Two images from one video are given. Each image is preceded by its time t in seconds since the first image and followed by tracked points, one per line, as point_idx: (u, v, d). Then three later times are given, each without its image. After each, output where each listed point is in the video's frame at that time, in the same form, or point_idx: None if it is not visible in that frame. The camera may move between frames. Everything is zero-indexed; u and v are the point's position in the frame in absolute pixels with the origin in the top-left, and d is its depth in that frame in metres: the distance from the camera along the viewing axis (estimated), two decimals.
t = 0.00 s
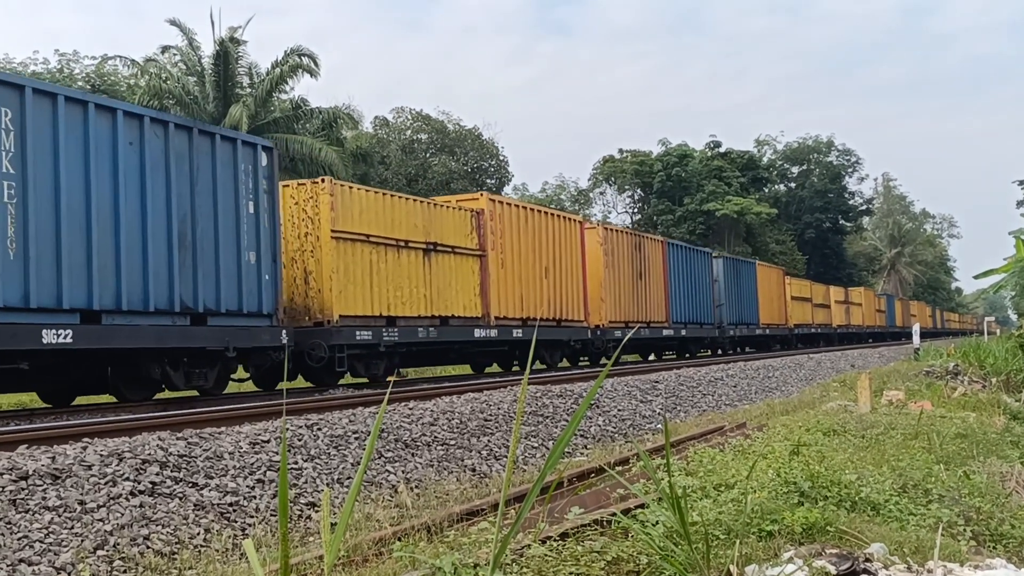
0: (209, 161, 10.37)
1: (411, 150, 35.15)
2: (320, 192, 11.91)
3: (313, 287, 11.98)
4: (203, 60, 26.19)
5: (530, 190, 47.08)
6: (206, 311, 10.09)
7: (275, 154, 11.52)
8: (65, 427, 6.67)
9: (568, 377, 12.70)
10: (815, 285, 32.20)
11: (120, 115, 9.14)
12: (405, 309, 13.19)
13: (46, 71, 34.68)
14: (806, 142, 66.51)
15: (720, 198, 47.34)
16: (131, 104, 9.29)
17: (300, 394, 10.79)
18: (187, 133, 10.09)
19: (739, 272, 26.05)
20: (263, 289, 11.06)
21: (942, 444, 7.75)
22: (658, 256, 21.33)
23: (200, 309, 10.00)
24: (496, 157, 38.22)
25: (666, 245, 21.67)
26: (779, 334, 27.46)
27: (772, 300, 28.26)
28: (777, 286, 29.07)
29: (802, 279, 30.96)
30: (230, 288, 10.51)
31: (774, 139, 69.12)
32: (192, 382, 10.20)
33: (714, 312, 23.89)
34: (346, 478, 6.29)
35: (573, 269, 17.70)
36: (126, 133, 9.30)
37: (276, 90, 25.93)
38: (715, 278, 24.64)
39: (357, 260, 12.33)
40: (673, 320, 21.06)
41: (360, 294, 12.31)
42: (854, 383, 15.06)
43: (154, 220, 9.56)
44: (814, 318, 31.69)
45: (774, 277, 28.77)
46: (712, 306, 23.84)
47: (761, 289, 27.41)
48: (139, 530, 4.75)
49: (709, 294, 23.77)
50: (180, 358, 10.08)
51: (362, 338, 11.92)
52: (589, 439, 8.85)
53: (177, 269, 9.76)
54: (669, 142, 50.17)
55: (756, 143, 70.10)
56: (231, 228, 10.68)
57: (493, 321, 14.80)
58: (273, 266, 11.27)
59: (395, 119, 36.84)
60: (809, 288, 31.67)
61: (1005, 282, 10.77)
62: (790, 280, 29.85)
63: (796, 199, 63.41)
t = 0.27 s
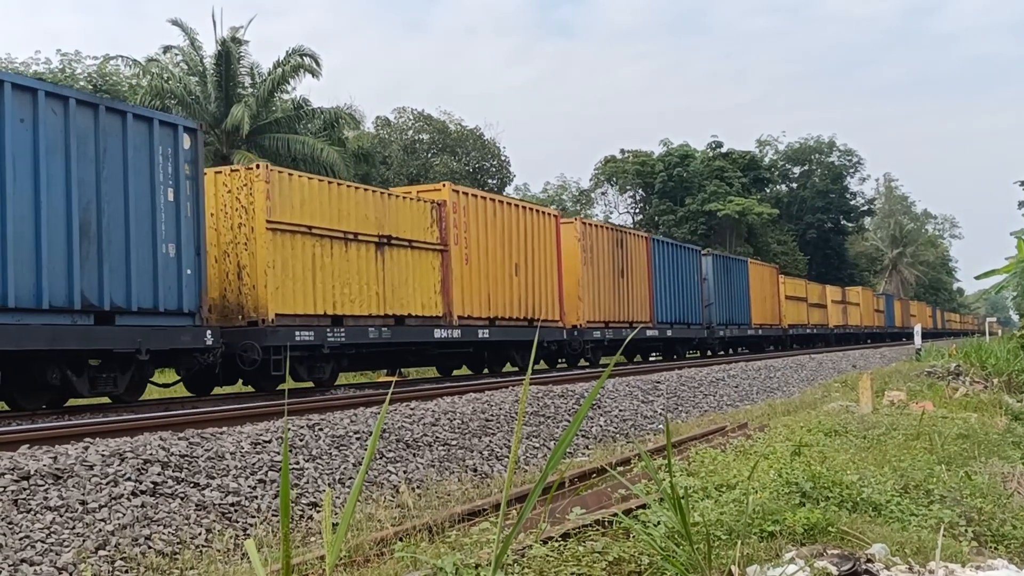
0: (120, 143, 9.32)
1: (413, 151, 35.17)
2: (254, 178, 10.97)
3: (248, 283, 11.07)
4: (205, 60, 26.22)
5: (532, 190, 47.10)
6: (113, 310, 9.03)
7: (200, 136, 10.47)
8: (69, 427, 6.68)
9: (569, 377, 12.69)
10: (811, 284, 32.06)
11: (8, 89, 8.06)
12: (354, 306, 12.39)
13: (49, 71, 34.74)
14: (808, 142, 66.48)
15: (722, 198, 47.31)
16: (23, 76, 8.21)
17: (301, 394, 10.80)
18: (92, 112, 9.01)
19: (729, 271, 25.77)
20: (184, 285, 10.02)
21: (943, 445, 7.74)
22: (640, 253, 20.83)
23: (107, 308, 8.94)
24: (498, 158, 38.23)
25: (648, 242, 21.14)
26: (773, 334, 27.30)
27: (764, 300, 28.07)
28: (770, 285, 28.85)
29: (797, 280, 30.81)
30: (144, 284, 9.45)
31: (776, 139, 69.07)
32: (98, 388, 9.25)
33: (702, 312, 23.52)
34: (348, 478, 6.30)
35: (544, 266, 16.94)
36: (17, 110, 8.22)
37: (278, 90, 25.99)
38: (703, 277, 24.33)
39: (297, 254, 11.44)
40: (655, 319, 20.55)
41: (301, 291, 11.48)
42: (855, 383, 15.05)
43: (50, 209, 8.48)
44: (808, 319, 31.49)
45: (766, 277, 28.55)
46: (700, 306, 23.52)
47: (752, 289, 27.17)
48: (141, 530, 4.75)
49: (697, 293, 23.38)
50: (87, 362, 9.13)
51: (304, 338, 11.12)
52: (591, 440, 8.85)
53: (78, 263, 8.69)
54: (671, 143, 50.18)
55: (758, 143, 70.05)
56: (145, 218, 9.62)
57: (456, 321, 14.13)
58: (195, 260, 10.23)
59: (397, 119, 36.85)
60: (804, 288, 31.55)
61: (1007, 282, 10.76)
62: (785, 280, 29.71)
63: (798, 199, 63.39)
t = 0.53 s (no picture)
0: (15, 122, 8.43)
1: (411, 150, 35.17)
2: (178, 162, 10.05)
3: (170, 278, 10.12)
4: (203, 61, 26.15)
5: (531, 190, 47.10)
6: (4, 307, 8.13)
7: (112, 117, 9.61)
8: (68, 426, 6.68)
9: (568, 376, 12.68)
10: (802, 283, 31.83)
11: None
12: (297, 304, 11.50)
13: (48, 71, 34.73)
14: (807, 141, 66.47)
15: (721, 197, 47.31)
16: None
17: (301, 394, 10.80)
18: None
19: (716, 269, 25.24)
20: (91, 281, 9.13)
21: (942, 444, 7.74)
22: (620, 249, 20.07)
23: None
24: (497, 157, 38.24)
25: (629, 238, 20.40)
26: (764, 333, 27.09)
27: (753, 298, 27.71)
28: (759, 284, 28.43)
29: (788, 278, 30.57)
30: (41, 280, 8.57)
31: (775, 138, 69.07)
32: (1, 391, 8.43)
33: (688, 310, 22.91)
34: (347, 478, 6.30)
35: (511, 262, 16.06)
36: None
37: (277, 90, 25.98)
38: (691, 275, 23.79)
39: (229, 247, 10.59)
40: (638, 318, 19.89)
41: (230, 286, 10.57)
42: (855, 382, 15.06)
43: None
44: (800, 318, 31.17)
45: (755, 275, 28.15)
46: (686, 304, 22.94)
47: (741, 287, 26.73)
48: (140, 530, 4.75)
49: (682, 290, 22.78)
50: None
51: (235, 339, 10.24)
52: (590, 439, 8.85)
53: None
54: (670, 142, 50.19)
55: (756, 142, 70.04)
56: (44, 206, 8.73)
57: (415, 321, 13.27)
58: (104, 253, 9.35)
59: (396, 118, 36.84)
60: (797, 287, 31.42)
61: (1006, 281, 10.76)
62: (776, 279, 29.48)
63: (796, 198, 63.42)
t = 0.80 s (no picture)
0: None
1: (411, 153, 35.17)
2: (94, 149, 9.17)
3: (83, 275, 9.23)
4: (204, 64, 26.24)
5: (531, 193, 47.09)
6: None
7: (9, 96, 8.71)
8: (68, 429, 6.68)
9: (568, 379, 12.67)
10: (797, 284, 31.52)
11: None
12: (234, 305, 10.61)
13: (47, 74, 34.72)
14: (806, 145, 66.47)
15: (721, 200, 47.30)
16: None
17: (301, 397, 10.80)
18: None
19: (705, 270, 24.65)
20: None
21: (942, 447, 7.74)
22: (599, 248, 19.29)
23: None
24: (497, 160, 38.25)
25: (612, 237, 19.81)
26: (757, 336, 26.77)
27: (744, 301, 27.26)
28: (749, 286, 27.91)
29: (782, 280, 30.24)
30: None
31: (775, 141, 69.13)
32: None
33: (674, 312, 22.25)
34: (347, 481, 6.30)
35: (478, 260, 15.16)
36: None
37: (277, 93, 26.00)
38: (679, 276, 23.29)
39: (152, 244, 9.67)
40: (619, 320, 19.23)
41: (153, 284, 9.66)
42: (855, 385, 15.07)
43: None
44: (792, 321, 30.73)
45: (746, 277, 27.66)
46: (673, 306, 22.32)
47: (730, 290, 26.20)
48: (140, 533, 4.74)
49: (667, 291, 22.11)
50: None
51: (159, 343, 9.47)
52: (589, 442, 8.85)
53: None
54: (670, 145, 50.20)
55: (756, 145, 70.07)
56: None
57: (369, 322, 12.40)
58: None
59: (396, 121, 36.84)
60: (791, 288, 31.09)
61: (1006, 284, 10.76)
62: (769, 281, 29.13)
63: (796, 202, 63.43)
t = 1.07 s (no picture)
0: None
1: (405, 156, 35.15)
2: None
3: None
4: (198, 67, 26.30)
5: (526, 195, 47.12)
6: None
7: None
8: (63, 434, 6.65)
9: (564, 381, 12.67)
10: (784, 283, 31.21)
11: None
12: (141, 309, 9.23)
13: (40, 78, 34.62)
14: (801, 145, 66.61)
15: (715, 201, 47.38)
16: None
17: (297, 401, 10.79)
18: None
19: (688, 269, 24.01)
20: None
21: (938, 447, 7.76)
22: (570, 246, 18.24)
23: None
24: (492, 162, 38.26)
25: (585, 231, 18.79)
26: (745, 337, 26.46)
27: (731, 300, 26.79)
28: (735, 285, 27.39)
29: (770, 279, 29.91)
30: None
31: (769, 142, 69.31)
32: None
33: (653, 312, 21.45)
34: (343, 484, 6.29)
35: (433, 258, 13.86)
36: None
37: (271, 96, 26.02)
38: (659, 274, 22.57)
39: (38, 238, 8.29)
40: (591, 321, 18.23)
41: (40, 284, 8.29)
42: (850, 386, 15.11)
43: None
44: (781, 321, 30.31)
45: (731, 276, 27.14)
46: (654, 306, 21.59)
47: (715, 289, 25.65)
48: (136, 538, 4.72)
49: (646, 291, 21.28)
50: None
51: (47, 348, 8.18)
52: (585, 444, 8.85)
53: None
54: (664, 147, 50.28)
55: (750, 146, 70.18)
56: None
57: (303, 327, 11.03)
58: None
59: (390, 124, 36.82)
60: (779, 287, 30.81)
61: (1000, 284, 10.79)
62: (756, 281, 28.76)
63: (791, 202, 63.58)
